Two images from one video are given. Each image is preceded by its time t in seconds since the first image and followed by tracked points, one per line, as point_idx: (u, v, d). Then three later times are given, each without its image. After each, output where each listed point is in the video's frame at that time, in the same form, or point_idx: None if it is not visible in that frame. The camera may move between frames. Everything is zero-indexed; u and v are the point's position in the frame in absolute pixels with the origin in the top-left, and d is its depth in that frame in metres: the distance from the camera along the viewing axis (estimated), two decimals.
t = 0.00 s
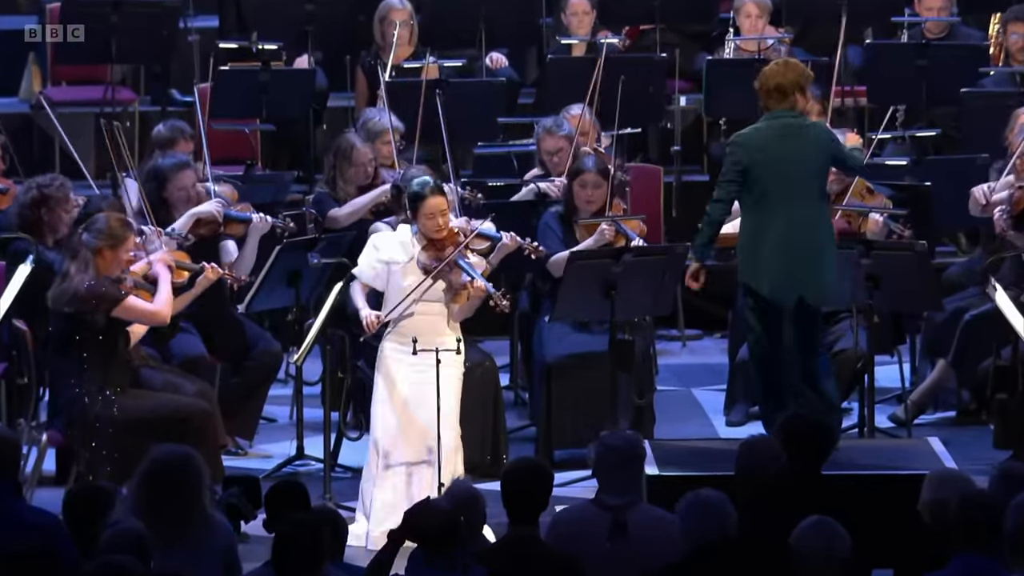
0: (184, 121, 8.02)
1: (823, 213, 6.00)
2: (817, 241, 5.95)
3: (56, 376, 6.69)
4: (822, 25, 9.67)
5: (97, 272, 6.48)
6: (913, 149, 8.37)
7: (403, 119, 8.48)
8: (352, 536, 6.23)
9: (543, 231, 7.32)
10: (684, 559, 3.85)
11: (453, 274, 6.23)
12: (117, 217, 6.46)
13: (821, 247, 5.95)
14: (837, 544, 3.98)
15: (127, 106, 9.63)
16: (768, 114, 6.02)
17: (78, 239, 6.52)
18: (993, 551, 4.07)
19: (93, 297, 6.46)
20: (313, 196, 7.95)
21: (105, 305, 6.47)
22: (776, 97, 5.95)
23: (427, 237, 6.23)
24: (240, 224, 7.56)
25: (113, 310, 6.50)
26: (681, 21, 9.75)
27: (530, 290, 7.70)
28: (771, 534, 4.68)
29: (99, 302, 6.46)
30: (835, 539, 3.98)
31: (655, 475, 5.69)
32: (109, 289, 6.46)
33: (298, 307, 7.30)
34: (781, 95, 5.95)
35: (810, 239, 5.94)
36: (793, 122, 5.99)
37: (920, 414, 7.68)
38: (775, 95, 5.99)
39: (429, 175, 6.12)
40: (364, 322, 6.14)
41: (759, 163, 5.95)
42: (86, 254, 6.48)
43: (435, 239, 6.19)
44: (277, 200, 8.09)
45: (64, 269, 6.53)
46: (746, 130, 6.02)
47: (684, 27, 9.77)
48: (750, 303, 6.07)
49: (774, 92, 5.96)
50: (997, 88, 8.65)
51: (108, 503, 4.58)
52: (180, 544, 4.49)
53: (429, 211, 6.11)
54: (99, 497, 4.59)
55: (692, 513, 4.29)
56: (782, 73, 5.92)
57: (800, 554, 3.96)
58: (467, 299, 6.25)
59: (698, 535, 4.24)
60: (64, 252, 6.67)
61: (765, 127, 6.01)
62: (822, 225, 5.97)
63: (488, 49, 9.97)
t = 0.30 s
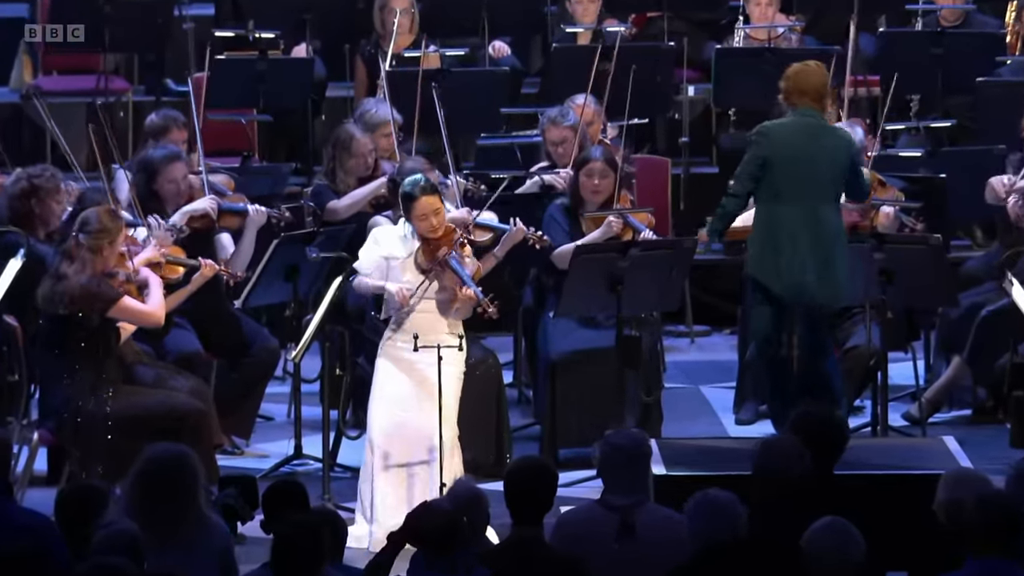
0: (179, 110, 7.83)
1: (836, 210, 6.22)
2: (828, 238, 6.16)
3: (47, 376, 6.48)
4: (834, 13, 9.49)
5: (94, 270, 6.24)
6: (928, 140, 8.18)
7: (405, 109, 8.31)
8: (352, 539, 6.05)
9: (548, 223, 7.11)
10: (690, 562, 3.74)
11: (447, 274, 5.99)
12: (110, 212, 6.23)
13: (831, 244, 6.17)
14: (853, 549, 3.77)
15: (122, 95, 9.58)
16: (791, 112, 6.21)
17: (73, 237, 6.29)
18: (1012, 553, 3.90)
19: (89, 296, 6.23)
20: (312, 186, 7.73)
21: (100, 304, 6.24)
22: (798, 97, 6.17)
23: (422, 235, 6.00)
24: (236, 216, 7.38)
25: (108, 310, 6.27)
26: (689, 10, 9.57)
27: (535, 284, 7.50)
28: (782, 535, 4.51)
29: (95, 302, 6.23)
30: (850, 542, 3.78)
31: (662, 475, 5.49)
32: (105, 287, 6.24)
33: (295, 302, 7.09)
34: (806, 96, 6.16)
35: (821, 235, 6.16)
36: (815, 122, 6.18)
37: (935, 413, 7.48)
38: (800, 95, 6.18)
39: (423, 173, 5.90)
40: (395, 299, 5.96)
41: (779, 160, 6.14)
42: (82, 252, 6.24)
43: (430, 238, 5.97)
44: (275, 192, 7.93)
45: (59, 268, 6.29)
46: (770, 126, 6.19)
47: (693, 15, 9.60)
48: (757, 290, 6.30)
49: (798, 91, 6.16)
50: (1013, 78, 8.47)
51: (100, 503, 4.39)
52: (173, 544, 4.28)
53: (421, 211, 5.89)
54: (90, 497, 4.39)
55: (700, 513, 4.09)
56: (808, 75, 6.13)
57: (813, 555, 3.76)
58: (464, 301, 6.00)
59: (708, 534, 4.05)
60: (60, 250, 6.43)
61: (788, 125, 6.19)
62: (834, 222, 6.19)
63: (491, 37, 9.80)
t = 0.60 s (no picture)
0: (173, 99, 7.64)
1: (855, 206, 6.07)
2: (845, 232, 6.01)
3: (35, 375, 6.20)
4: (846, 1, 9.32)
5: (89, 268, 6.07)
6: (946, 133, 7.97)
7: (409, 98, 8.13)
8: (352, 541, 5.87)
9: (555, 215, 6.90)
10: (692, 561, 3.65)
11: (447, 275, 5.76)
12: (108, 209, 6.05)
13: (847, 238, 6.02)
14: (866, 551, 3.66)
15: (115, 85, 9.41)
16: (816, 103, 6.07)
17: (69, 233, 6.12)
18: None
19: (83, 292, 6.05)
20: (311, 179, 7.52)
21: (96, 300, 6.07)
22: (824, 90, 6.04)
23: (422, 233, 5.75)
24: (232, 208, 7.22)
25: (101, 308, 6.10)
26: None
27: (540, 280, 7.27)
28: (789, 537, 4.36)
29: (90, 299, 6.06)
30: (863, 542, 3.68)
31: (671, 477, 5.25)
32: (100, 285, 6.07)
33: (294, 299, 6.87)
34: (833, 90, 6.03)
35: (837, 228, 6.01)
36: (839, 116, 6.02)
37: (953, 412, 7.25)
38: (829, 89, 6.04)
39: (425, 169, 5.67)
40: (396, 283, 5.73)
41: (800, 151, 6.00)
42: (79, 249, 6.07)
43: (430, 237, 5.74)
44: (272, 184, 7.76)
45: (52, 263, 6.10)
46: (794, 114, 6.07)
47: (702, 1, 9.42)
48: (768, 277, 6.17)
49: (825, 84, 6.03)
50: None
51: (92, 504, 4.19)
52: (171, 545, 4.10)
53: (423, 208, 5.65)
54: (82, 497, 4.19)
55: (698, 511, 4.02)
56: (838, 72, 6.00)
57: (825, 555, 3.66)
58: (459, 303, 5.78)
59: (706, 533, 4.00)
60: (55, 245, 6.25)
61: (811, 116, 6.05)
62: (852, 217, 6.04)
63: (495, 25, 9.63)
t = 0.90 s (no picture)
0: (169, 92, 7.41)
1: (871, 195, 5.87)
2: (861, 224, 5.80)
3: (24, 373, 5.93)
4: None
5: (84, 267, 5.73)
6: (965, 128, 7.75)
7: (412, 91, 7.92)
8: (352, 548, 5.65)
9: (562, 210, 6.67)
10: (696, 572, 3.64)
11: (462, 279, 5.51)
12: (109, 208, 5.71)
13: (864, 229, 5.82)
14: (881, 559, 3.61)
15: (108, 77, 9.23)
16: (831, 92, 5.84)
17: (64, 229, 5.77)
18: None
19: (76, 291, 5.70)
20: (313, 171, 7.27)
21: (89, 300, 5.72)
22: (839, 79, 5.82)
23: (433, 235, 5.49)
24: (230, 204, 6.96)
25: (93, 308, 5.76)
26: None
27: (546, 279, 7.03)
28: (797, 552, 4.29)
29: (82, 298, 5.71)
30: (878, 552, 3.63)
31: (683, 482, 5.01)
32: (94, 284, 5.72)
33: (292, 298, 6.65)
34: (849, 79, 5.80)
35: (854, 219, 5.80)
36: (856, 105, 5.79)
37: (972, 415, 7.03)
38: (845, 77, 5.81)
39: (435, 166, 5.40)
40: (418, 292, 5.39)
41: (815, 141, 5.77)
42: (75, 247, 5.72)
43: (442, 238, 5.47)
44: (269, 179, 7.55)
45: (46, 261, 5.77)
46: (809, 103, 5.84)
47: None
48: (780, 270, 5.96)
49: (841, 73, 5.81)
50: None
51: (87, 509, 4.02)
52: (166, 550, 4.01)
53: (437, 208, 5.38)
54: (74, 502, 4.01)
55: (693, 519, 3.96)
56: (856, 61, 5.77)
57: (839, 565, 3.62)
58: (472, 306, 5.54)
59: (704, 544, 3.93)
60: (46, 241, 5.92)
61: (826, 105, 5.82)
62: (868, 206, 5.84)
63: (500, 15, 9.44)
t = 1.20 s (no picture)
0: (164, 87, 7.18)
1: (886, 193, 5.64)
2: (878, 223, 5.57)
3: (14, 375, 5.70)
4: None
5: (80, 266, 5.46)
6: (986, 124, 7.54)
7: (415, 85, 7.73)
8: (353, 557, 5.43)
9: (570, 207, 6.46)
10: None
11: (462, 269, 5.23)
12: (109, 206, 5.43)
13: (879, 227, 5.58)
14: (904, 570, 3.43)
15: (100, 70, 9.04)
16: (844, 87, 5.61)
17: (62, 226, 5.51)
18: None
19: (70, 291, 5.44)
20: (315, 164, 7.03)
21: (83, 301, 5.46)
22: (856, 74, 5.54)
23: (428, 226, 5.22)
24: (225, 202, 6.73)
25: (87, 308, 5.49)
26: None
27: (552, 279, 6.82)
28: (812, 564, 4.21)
29: (76, 298, 5.45)
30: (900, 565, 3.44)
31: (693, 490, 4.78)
32: (90, 284, 5.46)
33: (291, 299, 6.45)
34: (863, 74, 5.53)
35: (871, 218, 5.56)
36: (869, 99, 5.56)
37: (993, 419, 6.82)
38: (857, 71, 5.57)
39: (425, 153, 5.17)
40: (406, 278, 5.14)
41: (828, 137, 5.54)
42: (70, 245, 5.45)
43: (437, 228, 5.21)
44: (267, 175, 7.35)
45: (42, 259, 5.52)
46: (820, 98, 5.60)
47: None
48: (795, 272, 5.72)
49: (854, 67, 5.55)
50: None
51: (79, 517, 3.86)
52: (160, 560, 3.83)
53: (429, 195, 5.13)
54: (66, 509, 3.86)
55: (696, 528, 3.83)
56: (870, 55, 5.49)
57: None
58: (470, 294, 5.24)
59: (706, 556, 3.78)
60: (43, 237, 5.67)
61: (839, 100, 5.59)
62: (884, 204, 5.60)
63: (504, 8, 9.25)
